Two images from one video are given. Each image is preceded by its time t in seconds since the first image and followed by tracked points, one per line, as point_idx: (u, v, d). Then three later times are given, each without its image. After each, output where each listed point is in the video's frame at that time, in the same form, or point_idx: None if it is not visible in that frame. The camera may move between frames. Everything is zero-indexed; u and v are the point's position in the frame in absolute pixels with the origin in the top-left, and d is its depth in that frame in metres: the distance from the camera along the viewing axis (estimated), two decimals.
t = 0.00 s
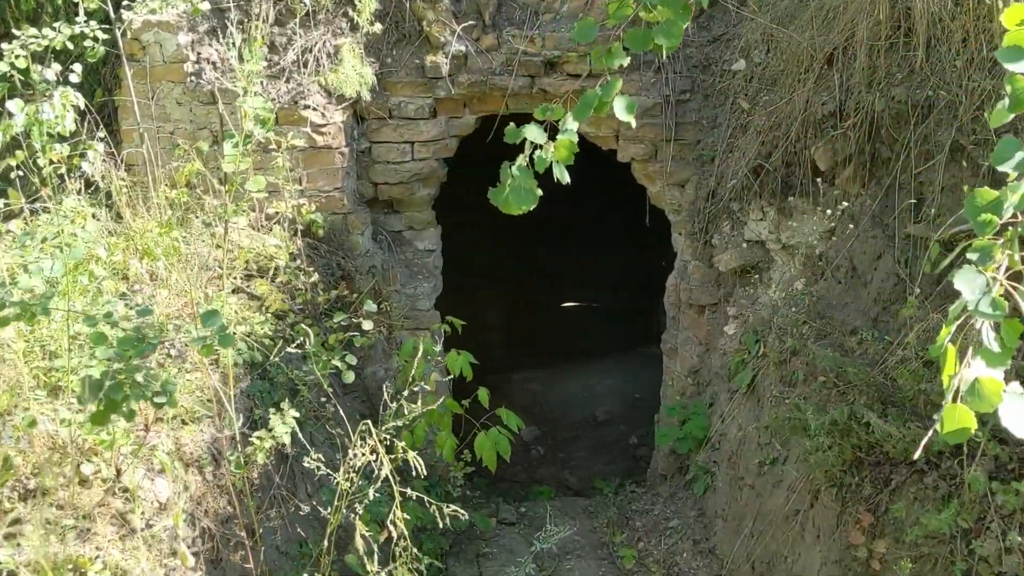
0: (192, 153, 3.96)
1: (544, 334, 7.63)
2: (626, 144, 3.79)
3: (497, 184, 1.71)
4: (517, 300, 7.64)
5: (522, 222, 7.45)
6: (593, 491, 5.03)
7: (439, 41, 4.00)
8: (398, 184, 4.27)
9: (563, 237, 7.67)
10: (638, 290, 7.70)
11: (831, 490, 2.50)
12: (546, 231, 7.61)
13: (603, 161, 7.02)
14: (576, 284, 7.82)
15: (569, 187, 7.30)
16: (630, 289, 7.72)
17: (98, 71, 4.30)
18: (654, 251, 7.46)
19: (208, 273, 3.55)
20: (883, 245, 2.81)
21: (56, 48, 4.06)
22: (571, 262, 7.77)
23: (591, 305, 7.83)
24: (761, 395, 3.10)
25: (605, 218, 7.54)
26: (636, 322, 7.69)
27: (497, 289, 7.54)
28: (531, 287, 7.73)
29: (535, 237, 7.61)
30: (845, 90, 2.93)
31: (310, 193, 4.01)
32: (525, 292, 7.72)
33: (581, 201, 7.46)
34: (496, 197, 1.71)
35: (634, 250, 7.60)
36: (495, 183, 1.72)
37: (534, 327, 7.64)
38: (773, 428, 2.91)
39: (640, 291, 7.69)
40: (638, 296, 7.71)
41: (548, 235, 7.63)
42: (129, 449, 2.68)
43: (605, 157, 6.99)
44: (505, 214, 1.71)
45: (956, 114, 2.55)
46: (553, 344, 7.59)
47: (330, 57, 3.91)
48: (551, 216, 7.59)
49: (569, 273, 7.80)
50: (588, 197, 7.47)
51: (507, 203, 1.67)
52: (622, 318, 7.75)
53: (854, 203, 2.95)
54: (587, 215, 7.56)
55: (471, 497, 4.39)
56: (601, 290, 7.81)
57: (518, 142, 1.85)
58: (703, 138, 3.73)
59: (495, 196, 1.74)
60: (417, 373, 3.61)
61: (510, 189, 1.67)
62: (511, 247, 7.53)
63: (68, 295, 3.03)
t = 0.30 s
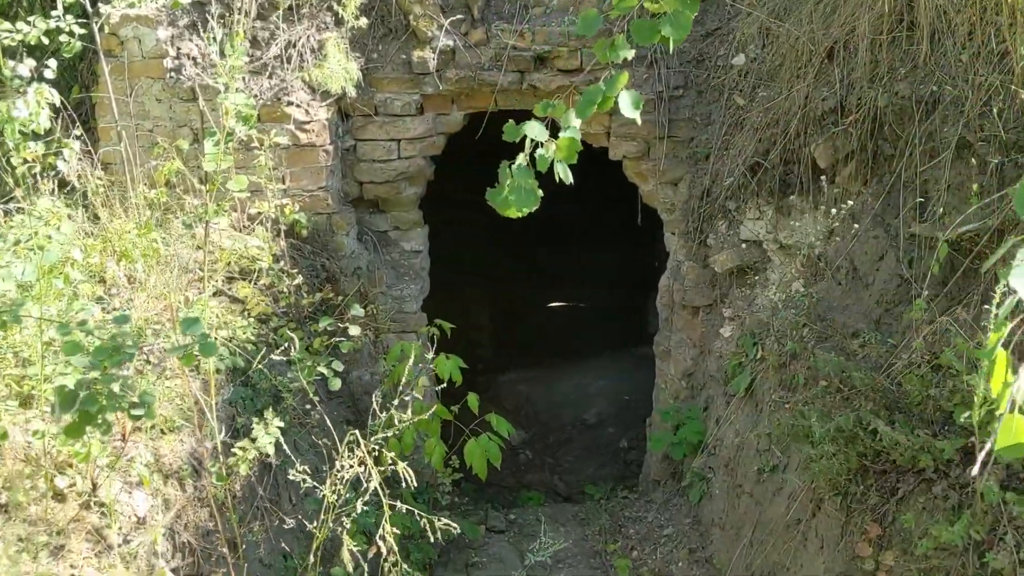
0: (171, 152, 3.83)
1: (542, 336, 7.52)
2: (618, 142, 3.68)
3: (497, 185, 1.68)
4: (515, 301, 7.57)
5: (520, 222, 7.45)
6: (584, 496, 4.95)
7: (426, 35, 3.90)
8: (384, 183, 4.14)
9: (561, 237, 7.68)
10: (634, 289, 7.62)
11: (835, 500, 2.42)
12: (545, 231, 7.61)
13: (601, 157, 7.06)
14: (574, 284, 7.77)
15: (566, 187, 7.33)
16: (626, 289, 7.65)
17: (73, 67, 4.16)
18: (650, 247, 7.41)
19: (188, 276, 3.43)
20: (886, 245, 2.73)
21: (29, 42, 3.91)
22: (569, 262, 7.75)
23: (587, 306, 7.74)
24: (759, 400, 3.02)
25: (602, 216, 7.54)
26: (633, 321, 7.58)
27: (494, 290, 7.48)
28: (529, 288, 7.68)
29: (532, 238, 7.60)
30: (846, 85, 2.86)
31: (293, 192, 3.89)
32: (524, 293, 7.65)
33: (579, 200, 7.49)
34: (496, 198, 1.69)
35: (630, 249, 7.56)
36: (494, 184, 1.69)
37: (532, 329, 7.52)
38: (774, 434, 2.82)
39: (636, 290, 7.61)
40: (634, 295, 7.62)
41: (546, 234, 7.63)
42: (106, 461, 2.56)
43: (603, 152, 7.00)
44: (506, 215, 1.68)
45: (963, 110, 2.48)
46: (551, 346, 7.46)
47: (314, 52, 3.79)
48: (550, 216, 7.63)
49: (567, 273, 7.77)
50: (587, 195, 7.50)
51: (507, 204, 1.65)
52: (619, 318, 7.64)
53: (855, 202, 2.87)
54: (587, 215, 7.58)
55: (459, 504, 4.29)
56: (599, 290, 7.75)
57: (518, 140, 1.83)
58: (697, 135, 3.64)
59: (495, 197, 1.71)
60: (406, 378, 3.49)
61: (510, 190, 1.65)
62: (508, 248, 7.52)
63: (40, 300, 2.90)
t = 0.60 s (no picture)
0: (154, 149, 3.70)
1: (534, 334, 7.40)
2: (613, 139, 3.58)
3: (490, 181, 1.57)
4: (509, 299, 7.49)
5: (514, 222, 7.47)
6: (579, 503, 4.85)
7: (416, 29, 3.77)
8: (373, 182, 4.02)
9: (556, 237, 7.75)
10: (626, 290, 7.69)
11: (844, 512, 2.33)
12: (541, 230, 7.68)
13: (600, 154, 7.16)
14: (566, 285, 7.81)
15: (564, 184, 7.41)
16: (617, 290, 7.74)
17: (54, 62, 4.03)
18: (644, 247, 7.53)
19: (170, 278, 3.31)
20: (893, 246, 2.63)
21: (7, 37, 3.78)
22: (563, 262, 7.81)
23: (578, 307, 7.74)
24: (762, 406, 2.93)
25: (598, 215, 7.66)
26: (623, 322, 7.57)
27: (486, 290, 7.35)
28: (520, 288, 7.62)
29: (528, 237, 7.62)
30: (852, 80, 2.76)
31: (280, 192, 3.77)
32: (517, 291, 7.57)
33: (577, 199, 7.59)
34: (489, 195, 1.58)
35: (620, 254, 7.69)
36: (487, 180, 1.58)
37: (524, 327, 7.42)
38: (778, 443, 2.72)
39: (627, 291, 7.68)
40: (625, 296, 7.68)
41: (542, 233, 7.68)
42: (80, 472, 2.43)
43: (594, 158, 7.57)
44: (500, 214, 1.57)
45: (974, 104, 2.38)
46: (542, 343, 7.33)
47: (300, 46, 3.65)
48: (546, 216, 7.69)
49: (561, 273, 7.81)
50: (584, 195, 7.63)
51: (502, 202, 1.54)
52: (611, 318, 7.60)
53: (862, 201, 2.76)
54: (583, 214, 7.69)
55: (452, 512, 4.18)
56: (591, 292, 7.80)
57: (512, 133, 1.72)
58: (695, 133, 3.53)
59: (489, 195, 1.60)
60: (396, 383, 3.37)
61: (505, 186, 1.54)
62: (505, 246, 7.49)
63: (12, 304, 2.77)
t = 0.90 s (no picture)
0: (138, 148, 3.57)
1: (528, 335, 7.37)
2: (612, 138, 3.46)
3: (484, 183, 1.45)
4: (503, 299, 7.45)
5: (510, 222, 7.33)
6: (577, 510, 4.73)
7: (409, 26, 3.63)
8: (364, 183, 3.90)
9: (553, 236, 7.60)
10: (623, 290, 7.54)
11: (857, 529, 2.23)
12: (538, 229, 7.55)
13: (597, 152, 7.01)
14: (563, 285, 7.67)
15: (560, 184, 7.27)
16: (615, 289, 7.59)
17: (36, 58, 3.89)
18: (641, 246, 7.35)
19: (154, 282, 3.18)
20: (906, 250, 2.53)
21: None
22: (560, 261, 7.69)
23: (574, 307, 7.64)
24: (768, 416, 2.82)
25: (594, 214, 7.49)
26: (620, 322, 7.46)
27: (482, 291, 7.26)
28: (517, 287, 7.54)
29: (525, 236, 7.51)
30: (863, 77, 2.64)
31: (268, 192, 3.64)
32: (512, 291, 7.53)
33: (573, 197, 7.44)
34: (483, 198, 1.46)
35: (619, 253, 7.53)
36: (481, 182, 1.46)
37: (518, 328, 7.38)
38: (787, 454, 2.62)
39: (625, 290, 7.54)
40: (623, 296, 7.53)
41: (540, 232, 7.54)
42: (54, 489, 2.30)
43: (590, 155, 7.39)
44: (496, 219, 1.45)
45: (993, 103, 2.29)
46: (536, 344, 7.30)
47: (290, 43, 3.53)
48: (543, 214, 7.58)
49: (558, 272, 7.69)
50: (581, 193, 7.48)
51: (497, 206, 1.42)
52: (606, 319, 7.54)
53: (871, 203, 2.67)
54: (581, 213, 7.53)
55: (445, 521, 4.06)
56: (588, 291, 7.66)
57: (509, 132, 1.61)
58: (697, 132, 3.42)
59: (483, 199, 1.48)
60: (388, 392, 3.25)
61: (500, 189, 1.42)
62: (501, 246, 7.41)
63: None
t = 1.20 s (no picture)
0: (126, 150, 3.46)
1: (528, 334, 7.23)
2: (613, 139, 3.35)
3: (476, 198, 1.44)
4: (501, 298, 7.35)
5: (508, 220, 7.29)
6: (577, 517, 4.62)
7: (404, 23, 3.51)
8: (359, 184, 3.77)
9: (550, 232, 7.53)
10: (624, 283, 7.39)
11: (872, 551, 2.11)
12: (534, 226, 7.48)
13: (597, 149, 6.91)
14: (563, 283, 7.57)
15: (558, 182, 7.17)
16: (616, 283, 7.43)
17: (24, 58, 3.78)
18: (639, 237, 7.22)
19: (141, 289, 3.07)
20: (922, 256, 2.42)
21: None
22: (559, 259, 7.59)
23: (575, 305, 7.49)
24: (777, 427, 2.71)
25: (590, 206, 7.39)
26: (621, 317, 7.29)
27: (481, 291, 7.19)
28: (516, 285, 7.46)
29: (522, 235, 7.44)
30: (877, 76, 2.53)
31: (259, 195, 3.53)
32: (511, 291, 7.43)
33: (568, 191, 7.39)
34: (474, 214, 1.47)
35: (620, 251, 7.42)
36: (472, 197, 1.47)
37: (517, 326, 7.25)
38: (799, 468, 2.50)
39: (626, 283, 7.38)
40: (624, 290, 7.37)
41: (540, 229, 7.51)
42: (30, 509, 2.20)
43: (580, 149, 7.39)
44: (486, 236, 1.46)
45: (1015, 104, 2.18)
46: (536, 342, 7.15)
47: (281, 41, 3.40)
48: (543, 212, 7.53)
49: (557, 269, 7.59)
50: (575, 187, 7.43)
51: (489, 223, 1.40)
52: (607, 314, 7.36)
53: (884, 206, 2.56)
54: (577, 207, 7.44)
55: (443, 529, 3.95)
56: (589, 287, 7.53)
57: (499, 142, 1.59)
58: (701, 132, 3.30)
59: (474, 215, 1.49)
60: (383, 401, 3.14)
61: (491, 206, 1.41)
62: (498, 246, 7.38)
63: None
